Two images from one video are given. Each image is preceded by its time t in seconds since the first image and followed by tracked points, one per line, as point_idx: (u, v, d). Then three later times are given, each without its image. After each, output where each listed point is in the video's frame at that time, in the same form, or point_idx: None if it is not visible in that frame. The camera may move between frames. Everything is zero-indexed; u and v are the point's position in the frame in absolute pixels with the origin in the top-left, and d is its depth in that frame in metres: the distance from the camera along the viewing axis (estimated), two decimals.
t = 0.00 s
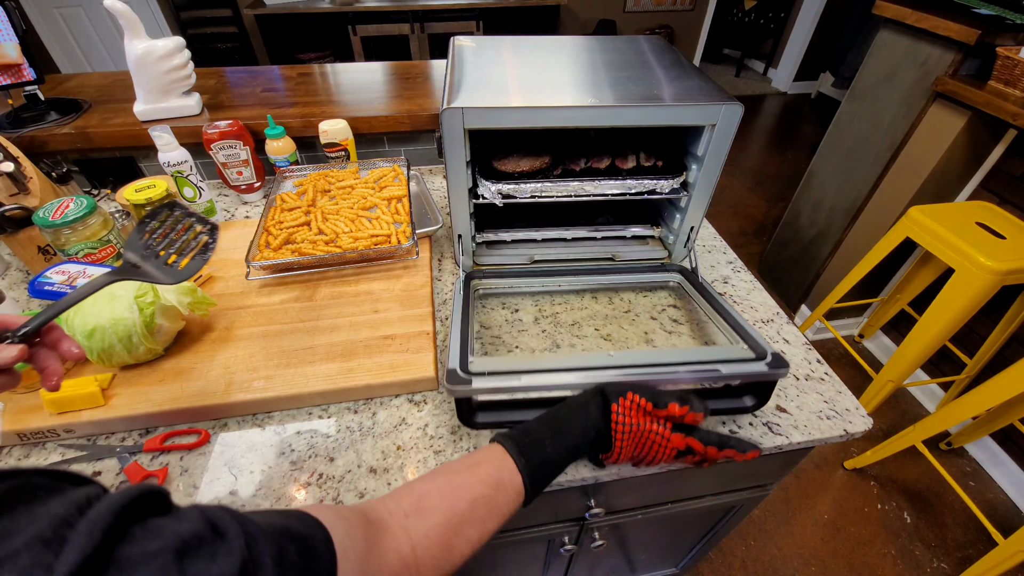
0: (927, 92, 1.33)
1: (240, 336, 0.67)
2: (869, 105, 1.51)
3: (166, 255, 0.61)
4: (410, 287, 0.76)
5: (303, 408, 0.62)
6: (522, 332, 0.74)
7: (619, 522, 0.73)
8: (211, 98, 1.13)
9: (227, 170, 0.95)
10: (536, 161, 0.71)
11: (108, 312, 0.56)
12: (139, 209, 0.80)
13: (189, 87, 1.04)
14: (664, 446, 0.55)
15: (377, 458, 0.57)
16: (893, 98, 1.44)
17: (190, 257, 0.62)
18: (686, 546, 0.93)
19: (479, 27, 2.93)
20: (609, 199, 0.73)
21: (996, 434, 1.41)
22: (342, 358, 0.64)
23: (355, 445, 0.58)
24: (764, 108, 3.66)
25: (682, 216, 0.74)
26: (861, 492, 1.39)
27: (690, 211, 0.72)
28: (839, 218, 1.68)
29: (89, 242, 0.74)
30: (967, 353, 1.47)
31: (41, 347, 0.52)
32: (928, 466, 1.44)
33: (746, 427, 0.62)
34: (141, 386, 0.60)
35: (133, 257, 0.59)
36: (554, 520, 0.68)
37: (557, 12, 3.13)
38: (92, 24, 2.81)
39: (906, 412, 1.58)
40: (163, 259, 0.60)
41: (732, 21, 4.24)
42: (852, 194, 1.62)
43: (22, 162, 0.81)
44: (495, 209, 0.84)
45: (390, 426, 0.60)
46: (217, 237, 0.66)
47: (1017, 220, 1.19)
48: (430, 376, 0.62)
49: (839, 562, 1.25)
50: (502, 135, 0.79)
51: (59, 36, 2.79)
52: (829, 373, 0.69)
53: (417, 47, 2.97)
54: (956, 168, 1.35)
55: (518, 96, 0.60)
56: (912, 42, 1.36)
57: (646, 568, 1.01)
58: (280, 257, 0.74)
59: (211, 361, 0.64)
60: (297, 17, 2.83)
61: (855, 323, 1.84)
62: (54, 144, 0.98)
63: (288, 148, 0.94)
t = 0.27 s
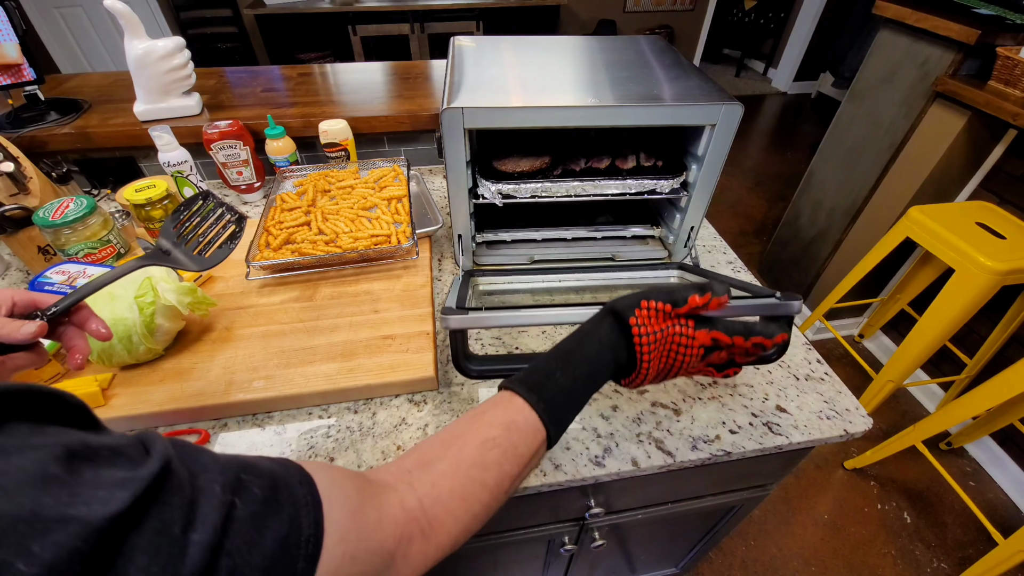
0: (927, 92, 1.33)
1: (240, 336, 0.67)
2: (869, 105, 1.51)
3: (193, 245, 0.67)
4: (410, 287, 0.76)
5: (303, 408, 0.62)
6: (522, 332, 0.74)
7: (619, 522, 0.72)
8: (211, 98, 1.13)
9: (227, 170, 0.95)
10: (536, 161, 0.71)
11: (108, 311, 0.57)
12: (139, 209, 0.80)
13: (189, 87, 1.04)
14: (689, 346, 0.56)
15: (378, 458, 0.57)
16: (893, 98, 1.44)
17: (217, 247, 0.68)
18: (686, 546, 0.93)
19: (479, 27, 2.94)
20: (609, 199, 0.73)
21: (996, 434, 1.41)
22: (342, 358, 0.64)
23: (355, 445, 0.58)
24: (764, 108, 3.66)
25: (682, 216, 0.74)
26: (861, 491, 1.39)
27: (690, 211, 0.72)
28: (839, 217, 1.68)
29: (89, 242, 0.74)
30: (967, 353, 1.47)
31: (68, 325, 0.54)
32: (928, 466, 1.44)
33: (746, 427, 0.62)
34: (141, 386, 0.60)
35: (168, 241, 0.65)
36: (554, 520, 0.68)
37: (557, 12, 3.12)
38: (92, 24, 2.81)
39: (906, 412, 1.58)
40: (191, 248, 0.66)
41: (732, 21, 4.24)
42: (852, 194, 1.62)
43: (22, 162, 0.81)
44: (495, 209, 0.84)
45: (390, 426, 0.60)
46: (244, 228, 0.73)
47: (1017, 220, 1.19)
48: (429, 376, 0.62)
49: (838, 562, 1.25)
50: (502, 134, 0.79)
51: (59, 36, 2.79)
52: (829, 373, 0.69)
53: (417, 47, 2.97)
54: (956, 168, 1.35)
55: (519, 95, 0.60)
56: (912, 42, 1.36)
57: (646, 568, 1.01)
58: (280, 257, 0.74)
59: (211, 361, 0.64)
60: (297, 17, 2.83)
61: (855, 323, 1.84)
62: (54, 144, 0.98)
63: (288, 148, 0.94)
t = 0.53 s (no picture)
0: (927, 92, 1.33)
1: (240, 336, 0.67)
2: (870, 105, 1.51)
3: (189, 231, 0.68)
4: (410, 287, 0.76)
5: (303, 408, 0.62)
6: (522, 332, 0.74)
7: (619, 522, 0.72)
8: (211, 98, 1.13)
9: (226, 170, 0.95)
10: (536, 161, 0.72)
11: (108, 311, 0.57)
12: (139, 208, 0.80)
13: (190, 87, 1.04)
14: (684, 275, 0.51)
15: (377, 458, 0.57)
16: (893, 98, 1.44)
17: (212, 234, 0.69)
18: (685, 546, 0.93)
19: (479, 27, 2.94)
20: (609, 199, 0.73)
21: (996, 434, 1.41)
22: (342, 358, 0.64)
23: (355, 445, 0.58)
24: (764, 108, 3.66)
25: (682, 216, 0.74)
26: (861, 491, 1.39)
27: (689, 211, 0.72)
28: (839, 217, 1.68)
29: (89, 242, 0.74)
30: (967, 353, 1.47)
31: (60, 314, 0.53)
32: (928, 466, 1.44)
33: (746, 427, 0.62)
34: (141, 386, 0.60)
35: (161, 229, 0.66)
36: (554, 520, 0.68)
37: (557, 12, 3.13)
38: (92, 25, 2.82)
39: (906, 412, 1.58)
40: (186, 234, 0.67)
41: (732, 21, 4.24)
42: (852, 194, 1.62)
43: (22, 162, 0.81)
44: (495, 208, 0.84)
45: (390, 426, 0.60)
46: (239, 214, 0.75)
47: (1017, 220, 1.19)
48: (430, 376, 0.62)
49: (838, 562, 1.25)
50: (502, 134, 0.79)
51: (59, 36, 2.79)
52: (828, 374, 0.69)
53: (417, 47, 2.97)
54: (956, 168, 1.35)
55: (519, 95, 0.60)
56: (912, 42, 1.36)
57: (646, 568, 1.01)
58: (280, 257, 0.74)
59: (211, 361, 0.64)
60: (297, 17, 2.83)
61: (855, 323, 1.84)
62: (54, 143, 0.98)
63: (288, 148, 0.94)
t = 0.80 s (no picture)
0: (927, 92, 1.33)
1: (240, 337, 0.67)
2: (869, 105, 1.51)
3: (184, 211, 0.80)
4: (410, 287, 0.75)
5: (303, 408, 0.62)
6: (522, 332, 0.74)
7: (619, 522, 0.72)
8: (211, 98, 1.13)
9: (226, 170, 0.95)
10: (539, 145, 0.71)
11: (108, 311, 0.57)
12: (139, 208, 0.81)
13: (190, 87, 1.04)
14: (661, 110, 0.48)
15: (378, 458, 0.57)
16: (893, 98, 1.44)
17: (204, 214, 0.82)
18: (686, 546, 0.94)
19: (479, 27, 2.94)
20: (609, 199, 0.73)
21: (996, 434, 1.41)
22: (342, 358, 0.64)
23: (356, 445, 0.58)
24: (764, 108, 3.66)
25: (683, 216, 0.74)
26: (861, 491, 1.39)
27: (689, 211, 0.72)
28: (839, 217, 1.68)
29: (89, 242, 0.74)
30: (967, 353, 1.47)
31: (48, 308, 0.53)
32: (928, 466, 1.44)
33: (746, 427, 0.62)
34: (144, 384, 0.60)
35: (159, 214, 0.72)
36: (554, 519, 0.68)
37: (557, 12, 3.13)
38: (92, 25, 2.82)
39: (906, 412, 1.58)
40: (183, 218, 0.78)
41: (732, 21, 4.24)
42: (852, 194, 1.62)
43: (22, 162, 0.81)
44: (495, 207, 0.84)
45: (390, 426, 0.60)
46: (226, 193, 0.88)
47: (1017, 220, 1.19)
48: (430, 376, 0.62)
49: (838, 561, 1.25)
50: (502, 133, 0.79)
51: (59, 36, 2.79)
52: (828, 374, 0.69)
53: (417, 47, 2.97)
54: (956, 168, 1.36)
55: (519, 96, 0.60)
56: (912, 42, 1.36)
57: (646, 568, 1.01)
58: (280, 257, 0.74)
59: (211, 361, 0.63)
60: (297, 17, 2.83)
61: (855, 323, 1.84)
62: (54, 143, 0.98)
63: (288, 148, 0.94)
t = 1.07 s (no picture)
0: (927, 93, 1.33)
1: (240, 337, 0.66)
2: (870, 105, 1.51)
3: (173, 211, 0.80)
4: (410, 287, 0.75)
5: (303, 408, 0.62)
6: (522, 332, 0.74)
7: (619, 522, 0.72)
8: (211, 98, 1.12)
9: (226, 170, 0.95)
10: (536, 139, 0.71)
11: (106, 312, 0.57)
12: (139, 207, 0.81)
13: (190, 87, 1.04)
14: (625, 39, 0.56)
15: (377, 458, 0.57)
16: (893, 97, 1.43)
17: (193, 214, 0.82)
18: (686, 546, 0.94)
19: (479, 27, 2.94)
20: (609, 200, 0.72)
21: (997, 434, 1.41)
22: (342, 358, 0.64)
23: (356, 445, 0.58)
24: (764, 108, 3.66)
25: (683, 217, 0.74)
26: (861, 491, 1.39)
27: (690, 211, 0.72)
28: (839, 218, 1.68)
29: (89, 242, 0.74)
30: (967, 353, 1.47)
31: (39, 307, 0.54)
32: (928, 466, 1.44)
33: (747, 427, 0.62)
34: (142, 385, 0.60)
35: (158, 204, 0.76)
36: (554, 519, 0.68)
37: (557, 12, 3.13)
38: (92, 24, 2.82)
39: (906, 412, 1.58)
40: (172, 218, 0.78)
41: (732, 21, 4.24)
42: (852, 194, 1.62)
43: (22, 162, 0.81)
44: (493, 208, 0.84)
45: (390, 426, 0.60)
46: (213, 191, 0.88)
47: (1017, 220, 1.19)
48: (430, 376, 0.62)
49: (838, 561, 1.25)
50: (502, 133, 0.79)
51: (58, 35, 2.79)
52: (828, 373, 0.69)
53: (417, 47, 2.97)
54: (956, 168, 1.36)
55: (519, 96, 0.60)
56: (912, 42, 1.36)
57: (646, 568, 1.01)
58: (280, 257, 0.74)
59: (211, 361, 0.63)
60: (297, 17, 2.83)
61: (855, 323, 1.84)
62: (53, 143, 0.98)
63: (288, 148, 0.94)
